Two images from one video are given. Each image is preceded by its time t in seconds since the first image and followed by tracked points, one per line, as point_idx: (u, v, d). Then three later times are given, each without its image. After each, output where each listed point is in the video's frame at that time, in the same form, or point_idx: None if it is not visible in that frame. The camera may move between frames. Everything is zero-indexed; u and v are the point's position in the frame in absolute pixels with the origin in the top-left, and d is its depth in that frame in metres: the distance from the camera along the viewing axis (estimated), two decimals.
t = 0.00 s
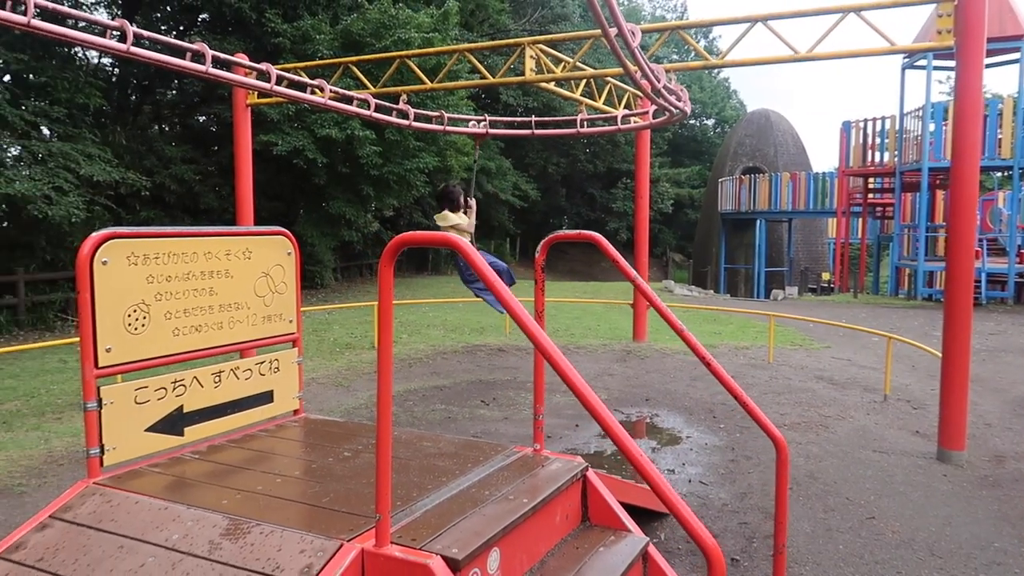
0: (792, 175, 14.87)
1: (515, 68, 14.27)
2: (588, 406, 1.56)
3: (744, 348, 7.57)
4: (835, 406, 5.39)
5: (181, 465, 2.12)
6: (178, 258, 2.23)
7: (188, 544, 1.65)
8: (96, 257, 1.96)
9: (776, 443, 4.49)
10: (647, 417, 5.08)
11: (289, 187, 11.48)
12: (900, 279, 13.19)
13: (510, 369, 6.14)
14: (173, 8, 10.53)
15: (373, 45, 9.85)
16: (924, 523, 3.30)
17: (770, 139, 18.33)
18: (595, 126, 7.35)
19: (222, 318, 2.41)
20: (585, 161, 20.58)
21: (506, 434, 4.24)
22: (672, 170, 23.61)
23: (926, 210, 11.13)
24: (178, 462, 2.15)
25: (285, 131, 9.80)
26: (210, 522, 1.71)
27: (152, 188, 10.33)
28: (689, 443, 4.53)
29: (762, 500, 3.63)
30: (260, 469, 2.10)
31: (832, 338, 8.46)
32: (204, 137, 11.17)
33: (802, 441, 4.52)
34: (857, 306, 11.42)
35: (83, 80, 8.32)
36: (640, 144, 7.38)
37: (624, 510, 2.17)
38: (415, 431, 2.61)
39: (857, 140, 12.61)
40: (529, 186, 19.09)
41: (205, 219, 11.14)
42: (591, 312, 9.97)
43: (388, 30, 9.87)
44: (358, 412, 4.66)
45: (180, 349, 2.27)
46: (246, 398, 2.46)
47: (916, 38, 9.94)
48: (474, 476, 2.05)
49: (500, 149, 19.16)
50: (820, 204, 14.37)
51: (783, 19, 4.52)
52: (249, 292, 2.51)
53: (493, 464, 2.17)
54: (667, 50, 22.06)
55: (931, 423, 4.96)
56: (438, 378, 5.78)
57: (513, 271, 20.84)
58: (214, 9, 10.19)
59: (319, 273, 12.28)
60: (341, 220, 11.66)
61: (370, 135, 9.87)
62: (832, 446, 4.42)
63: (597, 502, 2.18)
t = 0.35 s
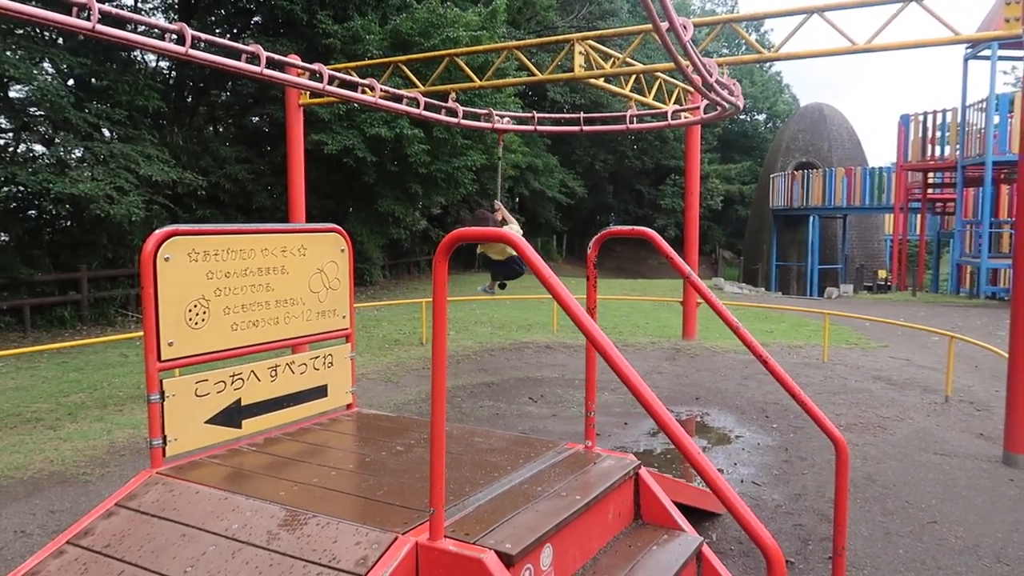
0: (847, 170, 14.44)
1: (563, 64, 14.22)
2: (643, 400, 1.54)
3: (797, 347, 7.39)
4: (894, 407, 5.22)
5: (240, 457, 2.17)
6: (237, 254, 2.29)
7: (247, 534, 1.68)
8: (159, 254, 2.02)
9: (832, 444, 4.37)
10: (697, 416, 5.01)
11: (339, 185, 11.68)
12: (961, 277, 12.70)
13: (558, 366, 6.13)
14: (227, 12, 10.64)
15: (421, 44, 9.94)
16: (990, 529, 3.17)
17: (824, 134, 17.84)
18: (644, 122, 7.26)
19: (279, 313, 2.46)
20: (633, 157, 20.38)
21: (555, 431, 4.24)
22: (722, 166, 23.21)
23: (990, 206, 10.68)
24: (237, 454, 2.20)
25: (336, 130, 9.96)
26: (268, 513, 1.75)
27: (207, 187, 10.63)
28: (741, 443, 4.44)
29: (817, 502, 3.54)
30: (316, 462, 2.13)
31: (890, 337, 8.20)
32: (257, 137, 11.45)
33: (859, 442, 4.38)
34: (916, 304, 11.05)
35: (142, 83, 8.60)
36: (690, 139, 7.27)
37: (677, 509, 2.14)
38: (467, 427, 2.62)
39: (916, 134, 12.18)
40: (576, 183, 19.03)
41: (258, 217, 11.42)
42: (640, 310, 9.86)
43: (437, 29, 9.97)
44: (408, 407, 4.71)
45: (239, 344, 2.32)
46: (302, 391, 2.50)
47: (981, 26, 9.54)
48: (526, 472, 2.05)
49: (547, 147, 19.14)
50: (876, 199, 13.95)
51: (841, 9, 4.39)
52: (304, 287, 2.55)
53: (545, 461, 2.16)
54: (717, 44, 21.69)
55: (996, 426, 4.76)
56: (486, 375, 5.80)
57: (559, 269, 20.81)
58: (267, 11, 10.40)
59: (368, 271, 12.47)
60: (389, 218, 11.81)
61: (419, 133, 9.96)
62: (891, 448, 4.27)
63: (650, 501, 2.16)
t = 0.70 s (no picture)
0: (886, 163, 14.12)
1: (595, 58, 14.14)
2: (681, 391, 1.54)
3: (834, 343, 7.26)
4: (934, 404, 5.10)
5: (279, 448, 2.21)
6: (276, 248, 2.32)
7: (287, 523, 1.71)
8: (200, 247, 2.06)
9: (871, 442, 4.29)
10: (731, 412, 4.95)
11: (372, 180, 11.77)
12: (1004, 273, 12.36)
13: (590, 361, 6.11)
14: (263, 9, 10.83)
15: (454, 40, 9.97)
16: None
17: (862, 127, 17.47)
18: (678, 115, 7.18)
19: (316, 306, 2.49)
20: (666, 152, 20.18)
21: (588, 426, 4.23)
22: (757, 160, 22.89)
23: None
24: (276, 445, 2.24)
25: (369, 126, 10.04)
26: (307, 503, 1.77)
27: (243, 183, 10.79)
28: (777, 440, 4.39)
29: (855, 500, 3.48)
30: (353, 453, 2.16)
31: (929, 333, 8.02)
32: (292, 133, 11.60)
33: (898, 440, 4.29)
34: (957, 300, 10.78)
35: (181, 80, 8.77)
36: (725, 132, 7.17)
37: (713, 505, 2.13)
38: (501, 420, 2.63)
39: (958, 126, 11.86)
40: (608, 178, 18.93)
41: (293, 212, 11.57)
42: (673, 306, 9.78)
43: (469, 24, 10.00)
44: (440, 401, 4.75)
45: (278, 336, 2.36)
46: (339, 383, 2.53)
47: None
48: (561, 466, 2.05)
49: (579, 141, 19.07)
50: (916, 193, 13.61)
51: None
52: (341, 281, 2.58)
53: (580, 455, 2.16)
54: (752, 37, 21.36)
55: None
56: (518, 369, 5.81)
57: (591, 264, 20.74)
58: (301, 8, 10.51)
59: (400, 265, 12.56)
60: (421, 212, 11.88)
61: (451, 128, 10.00)
62: (931, 446, 4.18)
63: (686, 496, 2.14)
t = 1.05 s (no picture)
0: (910, 158, 13.89)
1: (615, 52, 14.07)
2: (702, 388, 1.52)
3: (855, 340, 7.18)
4: (958, 402, 5.02)
5: (300, 442, 2.22)
6: (297, 243, 2.33)
7: (309, 517, 1.72)
8: (223, 243, 2.07)
9: (894, 440, 4.24)
10: (751, 409, 4.91)
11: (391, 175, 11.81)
12: None
13: (609, 357, 6.09)
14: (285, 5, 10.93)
15: (473, 34, 9.97)
16: None
17: (886, 120, 17.19)
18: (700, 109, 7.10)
19: (337, 302, 2.50)
20: (686, 146, 20.03)
21: (606, 422, 4.22)
22: (778, 154, 22.66)
23: None
24: (296, 439, 2.25)
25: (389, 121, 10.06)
26: (328, 497, 1.78)
27: (264, 178, 10.87)
28: (798, 437, 4.34)
29: (877, 499, 3.44)
30: (373, 448, 2.17)
31: (954, 330, 7.90)
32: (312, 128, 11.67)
33: (922, 438, 4.23)
34: (982, 296, 10.60)
35: (202, 76, 8.86)
36: (746, 127, 7.09)
37: (735, 502, 2.12)
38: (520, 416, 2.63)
39: (984, 120, 11.64)
40: (627, 172, 18.84)
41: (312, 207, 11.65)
42: (693, 301, 9.73)
43: (489, 18, 10.02)
44: (459, 396, 4.76)
45: (299, 331, 2.37)
46: (358, 379, 2.54)
47: None
48: (582, 462, 2.05)
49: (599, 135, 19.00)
50: (941, 187, 13.33)
51: None
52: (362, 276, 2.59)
53: (600, 451, 2.15)
54: (774, 29, 21.12)
55: None
56: (537, 365, 5.81)
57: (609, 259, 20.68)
58: (322, 3, 10.54)
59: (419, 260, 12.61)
60: (440, 207, 11.89)
61: (470, 123, 10.00)
62: (955, 444, 4.11)
63: (707, 494, 2.13)
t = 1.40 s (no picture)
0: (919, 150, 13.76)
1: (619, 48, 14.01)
2: (701, 394, 1.49)
3: (865, 335, 7.11)
4: (969, 397, 4.97)
5: (300, 448, 2.21)
6: (295, 248, 2.31)
7: (306, 525, 1.71)
8: (220, 248, 2.06)
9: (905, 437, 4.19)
10: (759, 406, 4.87)
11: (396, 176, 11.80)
12: None
13: (616, 355, 6.06)
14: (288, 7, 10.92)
15: (477, 32, 9.97)
16: None
17: (894, 113, 17.05)
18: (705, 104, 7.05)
19: (336, 306, 2.49)
20: (693, 141, 19.95)
21: (613, 421, 4.19)
22: (786, 148, 22.53)
23: None
24: (296, 445, 2.24)
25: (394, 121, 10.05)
26: (326, 504, 1.77)
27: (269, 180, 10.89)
28: (807, 434, 4.30)
29: (887, 496, 3.40)
30: (373, 454, 2.15)
31: (965, 323, 7.81)
32: (317, 129, 11.69)
33: (933, 433, 4.18)
34: (994, 289, 10.50)
35: (207, 79, 8.88)
36: (752, 122, 7.03)
37: (740, 504, 2.09)
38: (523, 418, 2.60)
39: (994, 110, 11.52)
40: (634, 169, 18.78)
41: (318, 208, 11.66)
42: (701, 298, 9.68)
43: (492, 16, 10.00)
44: (465, 396, 4.74)
45: (298, 336, 2.36)
46: (359, 383, 2.53)
47: None
48: (583, 465, 2.02)
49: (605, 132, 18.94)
50: (950, 179, 13.18)
51: None
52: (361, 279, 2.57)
53: (602, 454, 2.13)
54: (780, 23, 20.99)
55: None
56: (544, 364, 5.78)
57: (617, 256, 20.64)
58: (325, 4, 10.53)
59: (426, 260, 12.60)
60: (446, 207, 11.88)
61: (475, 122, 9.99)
62: (966, 440, 4.06)
63: (711, 495, 2.11)
